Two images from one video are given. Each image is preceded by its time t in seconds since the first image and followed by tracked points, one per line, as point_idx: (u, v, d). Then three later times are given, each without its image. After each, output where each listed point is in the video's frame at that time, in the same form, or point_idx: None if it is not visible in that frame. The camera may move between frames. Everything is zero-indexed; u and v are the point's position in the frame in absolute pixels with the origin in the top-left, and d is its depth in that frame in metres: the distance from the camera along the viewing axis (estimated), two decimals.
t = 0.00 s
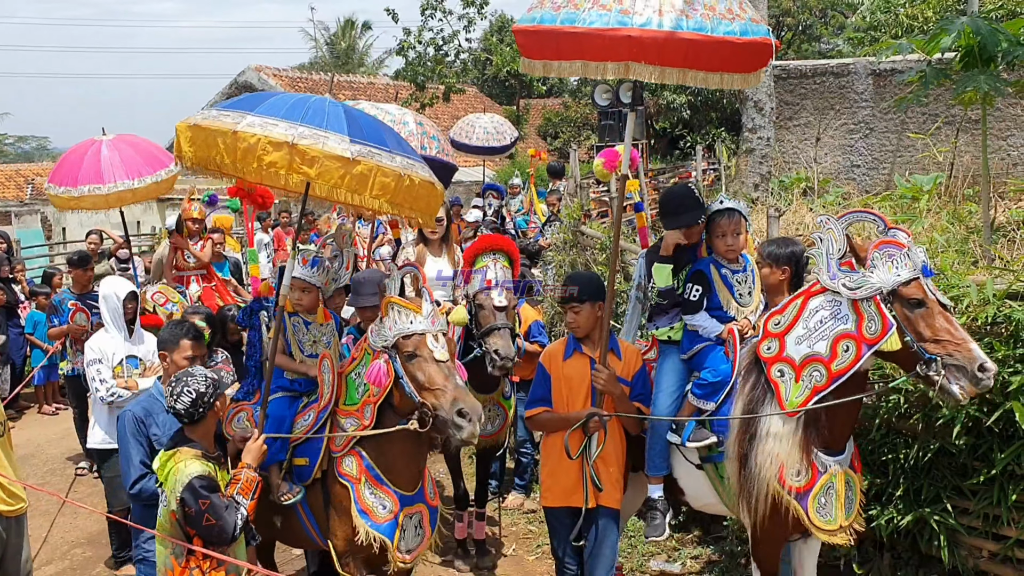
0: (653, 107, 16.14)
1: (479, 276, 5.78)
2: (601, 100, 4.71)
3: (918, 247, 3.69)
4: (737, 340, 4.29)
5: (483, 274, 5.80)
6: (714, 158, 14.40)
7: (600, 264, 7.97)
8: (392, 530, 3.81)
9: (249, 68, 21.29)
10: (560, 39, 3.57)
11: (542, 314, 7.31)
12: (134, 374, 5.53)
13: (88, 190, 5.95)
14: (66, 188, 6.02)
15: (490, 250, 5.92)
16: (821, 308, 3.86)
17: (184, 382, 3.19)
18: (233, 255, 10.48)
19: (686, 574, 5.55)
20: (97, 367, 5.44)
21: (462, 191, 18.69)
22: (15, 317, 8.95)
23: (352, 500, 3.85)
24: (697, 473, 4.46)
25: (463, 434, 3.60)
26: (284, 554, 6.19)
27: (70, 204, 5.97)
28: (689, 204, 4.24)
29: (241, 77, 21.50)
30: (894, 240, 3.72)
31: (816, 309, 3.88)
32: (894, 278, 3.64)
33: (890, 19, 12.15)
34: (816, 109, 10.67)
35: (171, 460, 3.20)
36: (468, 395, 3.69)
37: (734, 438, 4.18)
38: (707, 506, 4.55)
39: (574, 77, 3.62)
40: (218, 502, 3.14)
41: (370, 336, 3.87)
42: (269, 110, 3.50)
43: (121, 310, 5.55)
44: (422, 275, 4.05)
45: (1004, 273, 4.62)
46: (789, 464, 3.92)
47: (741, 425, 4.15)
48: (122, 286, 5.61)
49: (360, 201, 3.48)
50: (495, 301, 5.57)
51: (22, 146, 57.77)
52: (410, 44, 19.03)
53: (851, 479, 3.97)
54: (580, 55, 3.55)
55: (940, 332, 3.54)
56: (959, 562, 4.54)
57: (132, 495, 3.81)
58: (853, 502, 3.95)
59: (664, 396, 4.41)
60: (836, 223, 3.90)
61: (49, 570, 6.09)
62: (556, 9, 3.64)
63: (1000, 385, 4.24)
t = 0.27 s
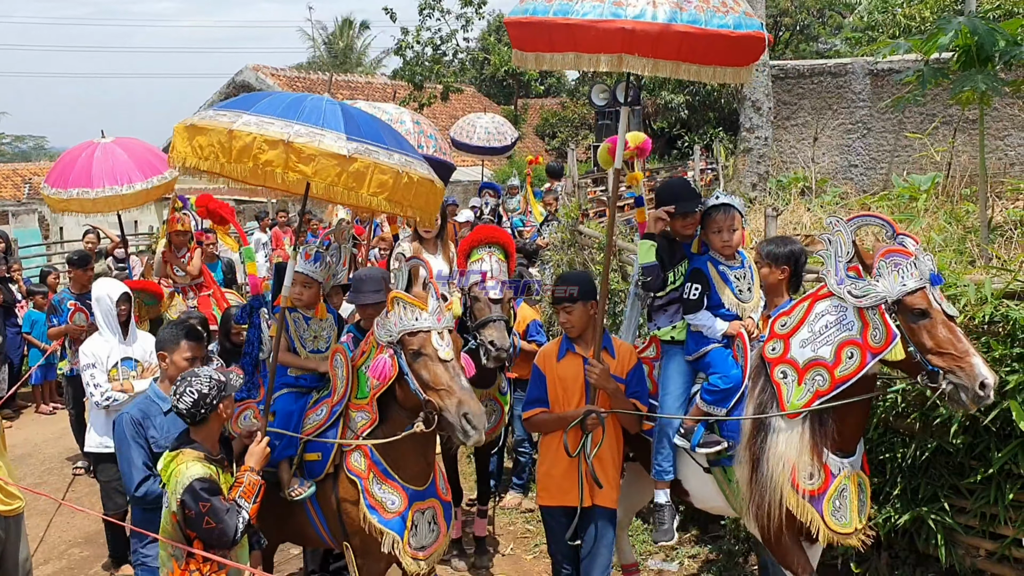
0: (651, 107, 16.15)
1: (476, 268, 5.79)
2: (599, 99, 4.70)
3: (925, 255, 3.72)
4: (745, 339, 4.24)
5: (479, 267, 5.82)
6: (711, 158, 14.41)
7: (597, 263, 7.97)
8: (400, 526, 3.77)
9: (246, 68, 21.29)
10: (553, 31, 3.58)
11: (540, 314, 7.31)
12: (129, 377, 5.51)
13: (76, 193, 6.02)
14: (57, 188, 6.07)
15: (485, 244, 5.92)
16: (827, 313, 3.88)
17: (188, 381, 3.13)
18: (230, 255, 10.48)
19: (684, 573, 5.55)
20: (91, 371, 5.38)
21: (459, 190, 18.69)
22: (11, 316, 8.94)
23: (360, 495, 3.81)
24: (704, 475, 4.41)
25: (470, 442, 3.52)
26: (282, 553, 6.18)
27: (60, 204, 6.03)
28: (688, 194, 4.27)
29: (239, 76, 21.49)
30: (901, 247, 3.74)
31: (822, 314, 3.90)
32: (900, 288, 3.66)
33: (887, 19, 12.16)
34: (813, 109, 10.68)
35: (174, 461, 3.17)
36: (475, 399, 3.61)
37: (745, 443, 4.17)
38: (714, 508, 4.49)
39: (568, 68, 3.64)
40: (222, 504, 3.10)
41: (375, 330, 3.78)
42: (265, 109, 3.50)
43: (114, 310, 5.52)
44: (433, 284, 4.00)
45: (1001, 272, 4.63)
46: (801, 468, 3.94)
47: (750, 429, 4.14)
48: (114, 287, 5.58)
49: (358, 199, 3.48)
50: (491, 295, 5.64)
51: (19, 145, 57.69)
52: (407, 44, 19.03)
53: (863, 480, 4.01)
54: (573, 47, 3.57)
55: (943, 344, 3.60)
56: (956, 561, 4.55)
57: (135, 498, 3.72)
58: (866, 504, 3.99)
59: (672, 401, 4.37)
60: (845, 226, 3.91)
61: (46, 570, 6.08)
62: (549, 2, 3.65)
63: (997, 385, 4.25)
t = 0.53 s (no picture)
0: (649, 106, 16.16)
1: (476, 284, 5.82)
2: (596, 99, 4.69)
3: (912, 249, 3.69)
4: (745, 339, 4.22)
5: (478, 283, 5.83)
6: (709, 157, 14.42)
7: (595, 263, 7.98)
8: (401, 522, 3.77)
9: (244, 67, 21.30)
10: (525, 34, 3.61)
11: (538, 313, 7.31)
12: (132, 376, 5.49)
13: (80, 196, 6.05)
14: (61, 190, 6.09)
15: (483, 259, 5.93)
16: (819, 311, 3.87)
17: (191, 383, 3.08)
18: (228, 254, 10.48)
19: (682, 572, 5.56)
20: (92, 371, 5.37)
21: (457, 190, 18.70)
22: (9, 315, 8.93)
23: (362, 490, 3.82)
24: (709, 479, 4.41)
25: (483, 434, 3.61)
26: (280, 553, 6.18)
27: (64, 207, 6.06)
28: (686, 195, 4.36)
29: (237, 75, 21.50)
30: (887, 243, 3.71)
31: (815, 312, 3.89)
32: (886, 283, 3.64)
33: (885, 19, 12.16)
34: (811, 109, 10.68)
35: (182, 464, 3.10)
36: (489, 391, 3.68)
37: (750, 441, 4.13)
38: (718, 511, 4.49)
39: (541, 72, 3.67)
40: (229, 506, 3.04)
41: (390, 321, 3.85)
42: (274, 107, 3.51)
43: (113, 311, 5.52)
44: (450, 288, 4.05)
45: (998, 272, 4.63)
46: (806, 464, 3.90)
47: (757, 427, 4.10)
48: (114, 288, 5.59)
49: (367, 194, 3.48)
50: (491, 311, 5.63)
51: (17, 144, 57.65)
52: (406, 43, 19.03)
53: (865, 477, 4.02)
54: (544, 51, 3.60)
55: (932, 338, 3.58)
56: (953, 560, 4.55)
57: (150, 505, 3.55)
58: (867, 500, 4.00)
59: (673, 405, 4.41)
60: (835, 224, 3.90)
61: (43, 570, 6.08)
62: (525, 6, 3.69)
63: (994, 384, 4.25)
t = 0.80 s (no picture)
0: (649, 105, 16.15)
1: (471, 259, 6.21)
2: (596, 97, 4.68)
3: (906, 242, 3.69)
4: (740, 332, 4.22)
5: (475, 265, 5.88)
6: (709, 155, 14.42)
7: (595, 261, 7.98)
8: (417, 529, 3.73)
9: (245, 65, 21.32)
10: (505, 34, 3.66)
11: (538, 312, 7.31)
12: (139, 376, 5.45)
13: (105, 195, 6.05)
14: (81, 190, 6.08)
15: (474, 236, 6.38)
16: (815, 308, 3.89)
17: (206, 378, 3.04)
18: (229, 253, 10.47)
19: (682, 570, 5.55)
20: (98, 375, 5.38)
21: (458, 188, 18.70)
22: (9, 314, 8.93)
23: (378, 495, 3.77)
24: (700, 469, 4.46)
25: (498, 437, 3.49)
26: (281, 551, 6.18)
27: (85, 207, 6.06)
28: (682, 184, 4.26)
29: (238, 73, 21.50)
30: (881, 237, 3.73)
31: (811, 309, 3.90)
32: (883, 276, 3.64)
33: (886, 18, 12.15)
34: (811, 107, 10.67)
35: (202, 456, 3.05)
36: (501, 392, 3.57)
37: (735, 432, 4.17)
38: (708, 501, 4.55)
39: (515, 72, 3.72)
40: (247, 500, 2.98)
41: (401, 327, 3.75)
42: (296, 96, 3.49)
43: (120, 312, 5.48)
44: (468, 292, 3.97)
45: (998, 270, 4.63)
46: (789, 459, 3.94)
47: (743, 421, 4.14)
48: (120, 288, 5.55)
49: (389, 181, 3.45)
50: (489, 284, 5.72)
51: (19, 142, 57.74)
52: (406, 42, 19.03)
53: (851, 473, 4.03)
54: (521, 51, 3.64)
55: (930, 328, 3.57)
56: (953, 558, 4.56)
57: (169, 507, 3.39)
58: (852, 496, 4.02)
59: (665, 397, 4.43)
60: (829, 224, 3.91)
61: (43, 568, 6.08)
62: (507, 5, 3.75)
63: (994, 382, 4.25)
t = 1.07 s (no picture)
0: (649, 103, 16.14)
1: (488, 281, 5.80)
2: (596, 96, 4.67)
3: (920, 262, 3.67)
4: (734, 337, 4.28)
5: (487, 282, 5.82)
6: (710, 154, 14.41)
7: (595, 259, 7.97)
8: (437, 515, 3.73)
9: (245, 63, 21.33)
10: (509, 35, 3.64)
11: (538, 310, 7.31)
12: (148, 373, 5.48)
13: (126, 185, 6.36)
14: (101, 181, 6.35)
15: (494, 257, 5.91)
16: (818, 311, 3.86)
17: (219, 374, 3.03)
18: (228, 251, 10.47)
19: (681, 568, 5.55)
20: (108, 370, 5.38)
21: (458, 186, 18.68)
22: (9, 312, 8.93)
23: (394, 486, 3.75)
24: (690, 471, 4.49)
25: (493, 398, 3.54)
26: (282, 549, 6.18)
27: (105, 198, 6.30)
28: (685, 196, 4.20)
29: (238, 71, 21.50)
30: (897, 253, 3.70)
31: (813, 312, 3.88)
32: (890, 293, 3.64)
33: (886, 16, 12.15)
34: (812, 106, 10.65)
35: (218, 452, 3.03)
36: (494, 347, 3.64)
37: (728, 433, 4.18)
38: (697, 502, 4.58)
39: (520, 73, 3.69)
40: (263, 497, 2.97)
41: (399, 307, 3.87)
42: (311, 89, 3.45)
43: (127, 309, 5.46)
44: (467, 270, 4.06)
45: (999, 268, 4.62)
46: (778, 464, 3.94)
47: (734, 422, 4.15)
48: (126, 285, 5.53)
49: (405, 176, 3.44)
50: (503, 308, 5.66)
51: (19, 140, 57.75)
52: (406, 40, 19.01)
53: (843, 479, 4.00)
54: (526, 51, 3.61)
55: (928, 351, 3.56)
56: (953, 556, 4.56)
57: (174, 501, 3.32)
58: (845, 502, 3.98)
59: (657, 397, 4.37)
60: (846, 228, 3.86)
61: (44, 566, 6.08)
62: (510, 5, 3.71)
63: (994, 380, 4.24)
